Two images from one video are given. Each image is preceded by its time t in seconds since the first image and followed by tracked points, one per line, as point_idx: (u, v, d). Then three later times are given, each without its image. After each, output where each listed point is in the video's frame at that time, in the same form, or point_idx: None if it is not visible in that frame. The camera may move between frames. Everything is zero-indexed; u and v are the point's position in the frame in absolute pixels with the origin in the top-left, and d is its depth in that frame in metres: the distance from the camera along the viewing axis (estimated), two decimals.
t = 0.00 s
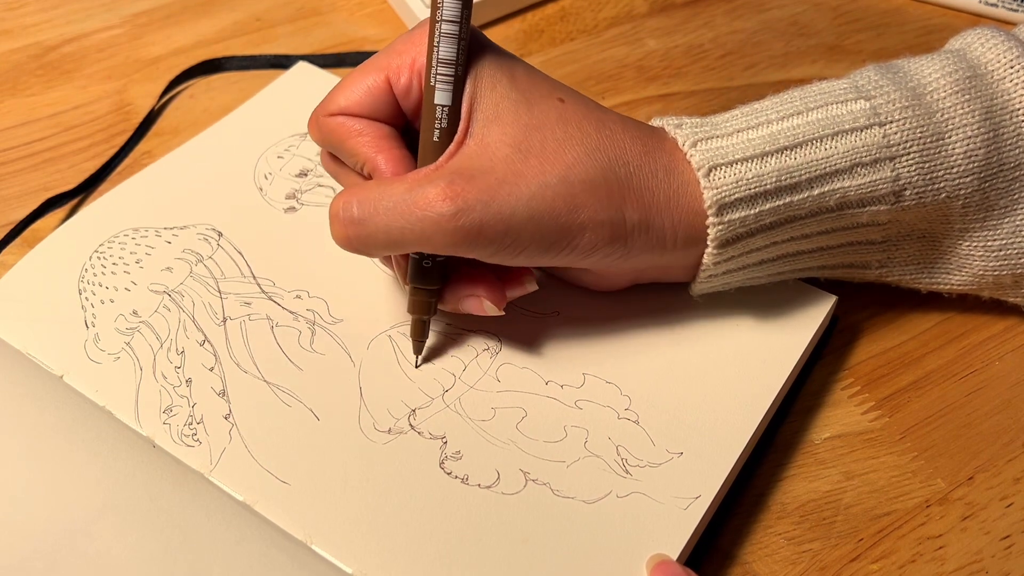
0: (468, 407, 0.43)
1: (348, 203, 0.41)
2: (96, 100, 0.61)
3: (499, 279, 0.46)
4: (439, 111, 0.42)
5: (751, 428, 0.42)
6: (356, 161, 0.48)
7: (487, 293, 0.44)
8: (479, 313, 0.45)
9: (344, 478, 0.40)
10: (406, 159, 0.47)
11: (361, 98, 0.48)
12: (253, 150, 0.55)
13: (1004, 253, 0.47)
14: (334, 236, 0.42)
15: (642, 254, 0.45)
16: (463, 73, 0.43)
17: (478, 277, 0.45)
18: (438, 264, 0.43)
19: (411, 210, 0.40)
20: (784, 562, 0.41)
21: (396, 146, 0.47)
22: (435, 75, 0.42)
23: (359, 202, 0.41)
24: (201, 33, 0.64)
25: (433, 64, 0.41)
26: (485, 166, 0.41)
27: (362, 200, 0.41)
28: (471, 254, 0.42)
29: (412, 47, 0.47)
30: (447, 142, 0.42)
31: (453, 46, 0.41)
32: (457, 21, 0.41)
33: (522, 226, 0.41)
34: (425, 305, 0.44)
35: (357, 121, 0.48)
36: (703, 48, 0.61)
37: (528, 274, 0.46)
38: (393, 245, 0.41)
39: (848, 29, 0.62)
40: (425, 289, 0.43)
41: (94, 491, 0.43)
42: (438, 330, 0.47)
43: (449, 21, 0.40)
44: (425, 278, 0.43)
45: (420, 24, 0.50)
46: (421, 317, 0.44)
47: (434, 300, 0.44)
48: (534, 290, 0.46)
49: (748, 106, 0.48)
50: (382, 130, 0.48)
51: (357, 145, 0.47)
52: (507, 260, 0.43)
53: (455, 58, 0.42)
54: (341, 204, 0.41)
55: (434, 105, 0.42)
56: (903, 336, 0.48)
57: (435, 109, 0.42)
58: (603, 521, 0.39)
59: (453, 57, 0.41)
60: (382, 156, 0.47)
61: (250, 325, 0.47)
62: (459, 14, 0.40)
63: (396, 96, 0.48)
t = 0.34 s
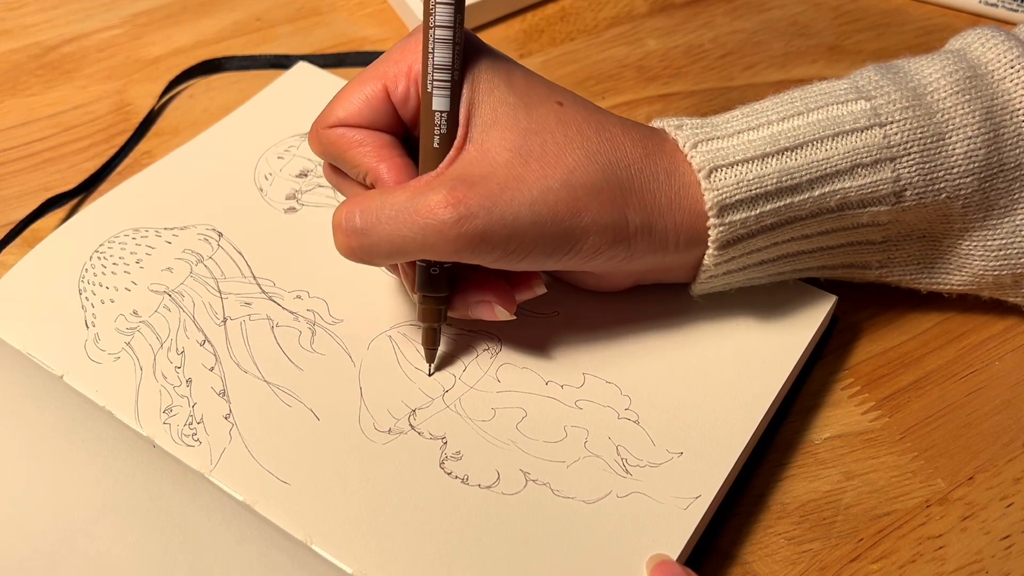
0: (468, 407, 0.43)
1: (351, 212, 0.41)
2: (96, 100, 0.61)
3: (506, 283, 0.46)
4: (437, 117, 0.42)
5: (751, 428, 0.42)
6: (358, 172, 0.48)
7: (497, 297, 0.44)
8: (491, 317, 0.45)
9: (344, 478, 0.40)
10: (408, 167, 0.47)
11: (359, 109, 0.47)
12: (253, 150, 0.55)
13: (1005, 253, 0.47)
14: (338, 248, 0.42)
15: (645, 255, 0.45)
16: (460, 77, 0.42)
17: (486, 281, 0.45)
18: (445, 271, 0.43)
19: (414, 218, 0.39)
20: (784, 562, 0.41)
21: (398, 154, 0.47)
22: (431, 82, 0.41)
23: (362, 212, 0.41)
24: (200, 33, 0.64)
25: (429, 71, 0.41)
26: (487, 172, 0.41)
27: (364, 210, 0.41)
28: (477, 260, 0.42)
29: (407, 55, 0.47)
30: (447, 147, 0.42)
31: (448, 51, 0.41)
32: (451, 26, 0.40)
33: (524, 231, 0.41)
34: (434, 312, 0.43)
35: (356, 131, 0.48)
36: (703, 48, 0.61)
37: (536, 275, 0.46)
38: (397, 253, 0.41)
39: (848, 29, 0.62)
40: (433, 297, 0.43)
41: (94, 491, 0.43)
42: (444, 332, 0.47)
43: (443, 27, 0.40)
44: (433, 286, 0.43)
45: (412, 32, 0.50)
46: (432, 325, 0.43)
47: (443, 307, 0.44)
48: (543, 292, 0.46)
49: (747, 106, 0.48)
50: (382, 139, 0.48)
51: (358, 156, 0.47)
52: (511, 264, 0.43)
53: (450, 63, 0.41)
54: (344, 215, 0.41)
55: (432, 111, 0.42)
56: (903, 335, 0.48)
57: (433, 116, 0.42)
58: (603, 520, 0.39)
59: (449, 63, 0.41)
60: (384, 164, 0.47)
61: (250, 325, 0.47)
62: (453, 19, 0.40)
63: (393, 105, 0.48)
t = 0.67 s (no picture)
0: (468, 406, 0.43)
1: (344, 174, 0.41)
2: (96, 100, 0.61)
3: (492, 261, 0.45)
4: (437, 89, 0.43)
5: (751, 428, 0.42)
6: (354, 141, 0.48)
7: (479, 271, 0.44)
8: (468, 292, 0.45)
9: (344, 478, 0.40)
10: (404, 141, 0.47)
11: (362, 80, 0.48)
12: (253, 149, 0.55)
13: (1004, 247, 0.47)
14: (329, 208, 0.42)
15: (636, 237, 0.44)
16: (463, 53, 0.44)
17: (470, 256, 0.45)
18: (430, 242, 0.43)
19: (405, 180, 0.39)
20: (784, 562, 0.41)
21: (394, 128, 0.47)
22: (435, 54, 0.42)
23: (354, 173, 0.40)
24: (200, 33, 0.64)
25: (434, 43, 0.42)
26: (482, 142, 0.41)
27: (356, 172, 0.40)
28: (462, 231, 0.41)
29: (416, 32, 0.47)
30: (445, 120, 0.43)
31: (454, 26, 0.42)
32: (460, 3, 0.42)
33: (515, 203, 0.40)
34: (417, 283, 0.43)
35: (357, 101, 0.48)
36: (703, 48, 0.61)
37: (522, 256, 0.46)
38: (387, 218, 0.41)
39: (848, 29, 0.62)
40: (417, 267, 0.43)
41: (94, 491, 0.43)
42: (434, 326, 0.47)
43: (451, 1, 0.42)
44: (416, 255, 0.43)
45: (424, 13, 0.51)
46: (413, 295, 0.43)
47: (427, 280, 0.44)
48: (527, 274, 0.46)
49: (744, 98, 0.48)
50: (381, 111, 0.47)
51: (356, 126, 0.47)
52: (499, 238, 0.43)
53: (455, 38, 0.42)
54: (336, 176, 0.41)
55: (432, 83, 0.43)
56: (903, 335, 0.48)
57: (433, 86, 0.43)
58: (603, 520, 0.39)
59: (454, 37, 0.42)
60: (380, 135, 0.46)
61: (250, 325, 0.47)
62: None
63: (397, 80, 0.48)
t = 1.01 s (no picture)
0: (468, 406, 0.43)
1: (346, 216, 0.40)
2: (96, 100, 0.61)
3: (495, 290, 0.45)
4: (432, 120, 0.42)
5: (751, 429, 0.42)
6: (347, 172, 0.47)
7: (483, 303, 0.44)
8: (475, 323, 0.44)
9: (344, 478, 0.40)
10: (399, 171, 0.46)
11: (351, 109, 0.47)
12: (253, 150, 0.55)
13: (1005, 252, 0.47)
14: (331, 251, 0.41)
15: (642, 255, 0.44)
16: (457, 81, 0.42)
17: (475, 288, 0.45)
18: (433, 275, 0.43)
19: (412, 222, 0.39)
20: (784, 561, 0.41)
21: (387, 157, 0.47)
22: (429, 84, 0.41)
23: (359, 215, 0.40)
24: (200, 33, 0.64)
25: (426, 73, 0.41)
26: (484, 174, 0.40)
27: (360, 213, 0.40)
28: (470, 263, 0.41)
29: (404, 56, 0.47)
30: (443, 151, 0.42)
31: (447, 55, 0.40)
32: (451, 30, 0.40)
33: (522, 235, 0.40)
34: (420, 317, 0.43)
35: (347, 132, 0.47)
36: (703, 48, 0.61)
37: (525, 283, 0.46)
38: (395, 257, 0.40)
39: (848, 29, 0.62)
40: (420, 301, 0.43)
41: (94, 491, 0.43)
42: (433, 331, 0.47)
43: (443, 30, 0.40)
44: (420, 290, 0.43)
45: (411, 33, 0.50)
46: (417, 329, 0.43)
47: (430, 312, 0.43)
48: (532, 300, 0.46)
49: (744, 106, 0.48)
50: (371, 140, 0.47)
51: (348, 156, 0.47)
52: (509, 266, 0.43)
53: (449, 67, 0.41)
54: (338, 219, 0.40)
55: (427, 114, 0.42)
56: (903, 336, 0.48)
57: (428, 118, 0.42)
58: (604, 521, 0.39)
59: (448, 67, 0.41)
60: (373, 167, 0.46)
61: (250, 325, 0.47)
62: (453, 22, 0.40)
63: (386, 106, 0.48)
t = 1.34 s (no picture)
0: (468, 407, 0.43)
1: (346, 217, 0.40)
2: (96, 100, 0.61)
3: (494, 291, 0.45)
4: (432, 121, 0.42)
5: (751, 429, 0.42)
6: (347, 173, 0.47)
7: (482, 304, 0.44)
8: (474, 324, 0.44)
9: (345, 478, 0.40)
10: (399, 171, 0.46)
11: (351, 109, 0.47)
12: (253, 150, 0.55)
13: (1005, 254, 0.47)
14: (330, 252, 0.41)
15: (641, 255, 0.44)
16: (456, 83, 0.42)
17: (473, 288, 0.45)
18: (433, 275, 0.43)
19: (412, 224, 0.39)
20: (784, 561, 0.41)
21: (387, 157, 0.47)
22: (428, 85, 0.41)
23: (359, 216, 0.40)
24: (200, 33, 0.64)
25: (426, 74, 0.41)
26: (484, 176, 0.41)
27: (360, 215, 0.40)
28: (470, 264, 0.41)
29: (403, 57, 0.47)
30: (443, 152, 0.42)
31: (447, 56, 0.41)
32: (451, 30, 0.40)
33: (522, 231, 0.40)
34: (421, 317, 0.43)
35: (347, 133, 0.47)
36: (703, 48, 0.61)
37: (524, 284, 0.46)
38: (395, 258, 0.40)
39: (848, 29, 0.62)
40: (419, 302, 0.43)
41: (94, 491, 0.43)
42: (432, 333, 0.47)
43: (442, 31, 0.40)
44: (420, 291, 0.43)
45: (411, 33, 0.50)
46: (417, 330, 0.43)
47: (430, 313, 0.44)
48: (531, 301, 0.46)
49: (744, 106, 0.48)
50: (371, 141, 0.47)
51: (348, 157, 0.47)
52: (507, 266, 0.43)
53: (449, 68, 0.41)
54: (338, 220, 0.40)
55: (427, 115, 0.42)
56: (903, 335, 0.48)
57: (428, 119, 0.42)
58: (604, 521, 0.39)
59: (448, 67, 0.41)
60: (373, 167, 0.46)
61: (250, 325, 0.47)
62: (453, 23, 0.40)
63: (386, 107, 0.48)
